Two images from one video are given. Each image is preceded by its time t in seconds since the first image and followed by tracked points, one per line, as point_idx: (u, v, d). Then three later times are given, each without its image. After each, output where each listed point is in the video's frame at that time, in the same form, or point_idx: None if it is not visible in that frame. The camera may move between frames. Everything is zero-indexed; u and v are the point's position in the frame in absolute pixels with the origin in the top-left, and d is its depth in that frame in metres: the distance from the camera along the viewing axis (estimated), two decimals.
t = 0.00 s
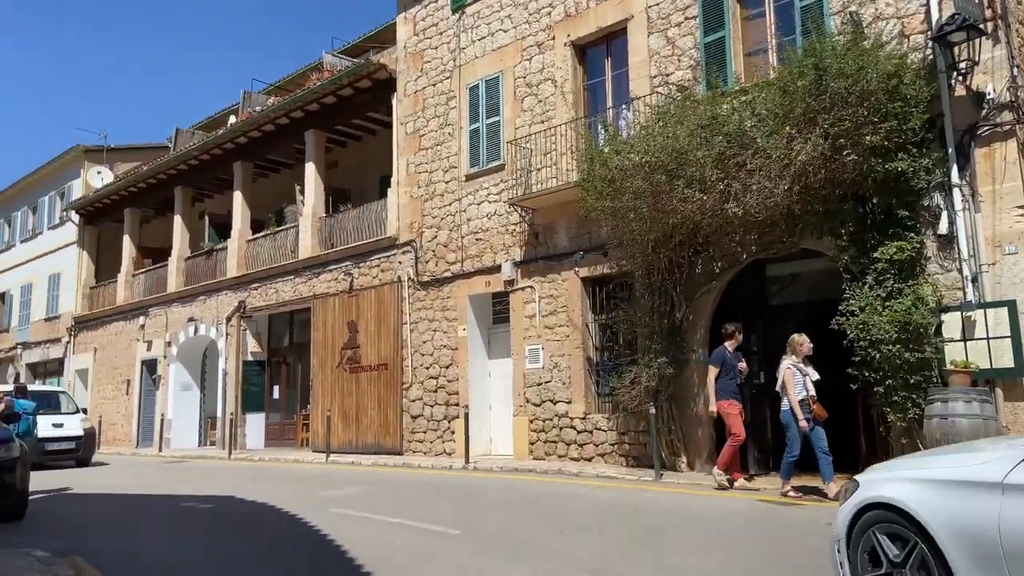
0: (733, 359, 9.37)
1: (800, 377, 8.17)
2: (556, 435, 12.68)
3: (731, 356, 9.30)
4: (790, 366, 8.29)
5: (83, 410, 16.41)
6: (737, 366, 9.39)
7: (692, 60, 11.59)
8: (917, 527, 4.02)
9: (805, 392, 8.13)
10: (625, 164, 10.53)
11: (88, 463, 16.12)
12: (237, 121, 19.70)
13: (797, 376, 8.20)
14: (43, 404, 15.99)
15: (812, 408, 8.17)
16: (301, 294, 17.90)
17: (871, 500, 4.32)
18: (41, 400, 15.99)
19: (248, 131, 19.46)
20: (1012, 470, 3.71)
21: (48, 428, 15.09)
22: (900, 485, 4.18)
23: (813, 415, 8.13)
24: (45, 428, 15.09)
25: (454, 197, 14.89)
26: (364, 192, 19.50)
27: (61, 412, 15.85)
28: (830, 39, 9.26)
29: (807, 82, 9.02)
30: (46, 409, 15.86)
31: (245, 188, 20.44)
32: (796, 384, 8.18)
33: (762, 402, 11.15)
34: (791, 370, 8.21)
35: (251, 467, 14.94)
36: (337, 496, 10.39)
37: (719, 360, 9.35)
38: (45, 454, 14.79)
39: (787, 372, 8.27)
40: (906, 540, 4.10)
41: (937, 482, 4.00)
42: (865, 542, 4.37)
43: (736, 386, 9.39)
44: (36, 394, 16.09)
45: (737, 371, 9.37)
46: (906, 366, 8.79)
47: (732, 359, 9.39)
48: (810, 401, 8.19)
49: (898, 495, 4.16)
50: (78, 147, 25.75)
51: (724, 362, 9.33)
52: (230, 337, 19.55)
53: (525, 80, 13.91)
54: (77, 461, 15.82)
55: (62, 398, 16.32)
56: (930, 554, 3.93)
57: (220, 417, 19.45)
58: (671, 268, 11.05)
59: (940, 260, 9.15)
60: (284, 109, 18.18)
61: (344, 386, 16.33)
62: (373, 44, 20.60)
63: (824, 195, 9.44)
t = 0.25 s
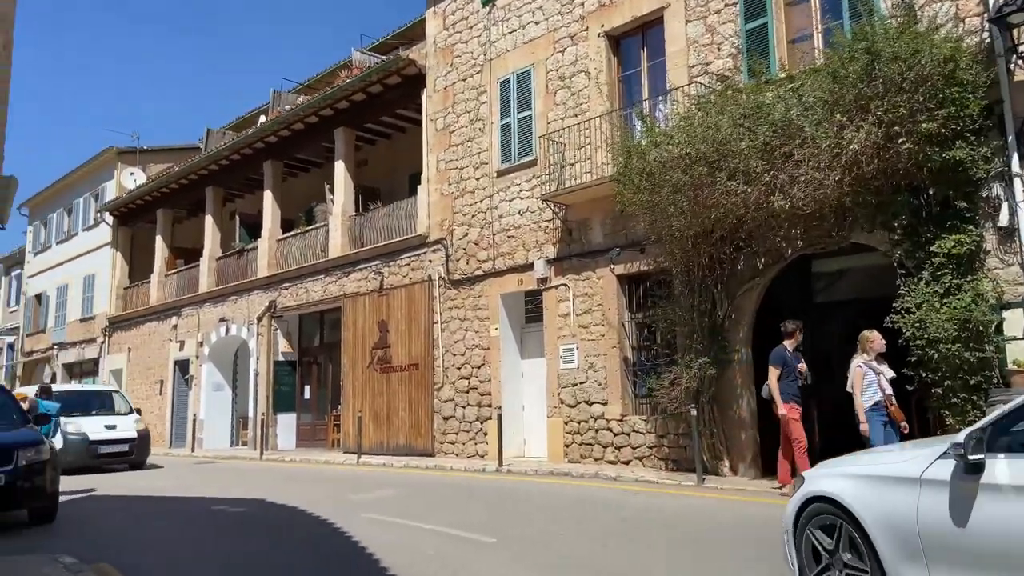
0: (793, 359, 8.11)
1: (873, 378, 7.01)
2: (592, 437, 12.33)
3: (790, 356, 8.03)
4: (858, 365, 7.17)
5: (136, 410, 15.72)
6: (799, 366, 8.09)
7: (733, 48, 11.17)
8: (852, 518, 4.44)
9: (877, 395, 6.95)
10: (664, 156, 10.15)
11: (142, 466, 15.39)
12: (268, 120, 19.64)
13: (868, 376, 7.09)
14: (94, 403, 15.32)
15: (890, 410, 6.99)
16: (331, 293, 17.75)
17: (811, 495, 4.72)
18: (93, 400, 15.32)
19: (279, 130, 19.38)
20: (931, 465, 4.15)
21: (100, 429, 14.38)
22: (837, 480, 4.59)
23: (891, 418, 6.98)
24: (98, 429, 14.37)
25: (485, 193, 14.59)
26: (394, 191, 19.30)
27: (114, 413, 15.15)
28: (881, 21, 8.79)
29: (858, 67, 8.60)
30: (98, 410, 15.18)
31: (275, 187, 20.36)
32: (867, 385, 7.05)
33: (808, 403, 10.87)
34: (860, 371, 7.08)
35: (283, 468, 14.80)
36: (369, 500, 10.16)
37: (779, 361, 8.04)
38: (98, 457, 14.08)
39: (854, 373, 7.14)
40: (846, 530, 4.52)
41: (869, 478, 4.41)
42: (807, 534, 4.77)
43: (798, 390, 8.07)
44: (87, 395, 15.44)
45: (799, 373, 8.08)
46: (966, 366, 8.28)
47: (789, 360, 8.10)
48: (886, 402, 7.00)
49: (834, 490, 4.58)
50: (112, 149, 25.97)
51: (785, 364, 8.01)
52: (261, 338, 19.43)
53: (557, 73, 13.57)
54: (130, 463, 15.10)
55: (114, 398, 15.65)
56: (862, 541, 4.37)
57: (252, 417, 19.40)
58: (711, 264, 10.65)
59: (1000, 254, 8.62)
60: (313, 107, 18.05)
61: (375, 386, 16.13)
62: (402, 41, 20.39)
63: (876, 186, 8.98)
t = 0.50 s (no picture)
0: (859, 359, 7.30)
1: (954, 373, 6.49)
2: (631, 437, 11.97)
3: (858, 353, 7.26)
4: (936, 360, 6.62)
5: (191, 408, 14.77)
6: (865, 364, 7.30)
7: (777, 34, 10.76)
8: (819, 508, 4.73)
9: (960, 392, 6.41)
10: (707, 146, 9.78)
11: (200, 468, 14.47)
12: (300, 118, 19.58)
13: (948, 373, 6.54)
14: (149, 401, 14.44)
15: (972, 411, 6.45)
16: (364, 291, 17.61)
17: (783, 487, 5.02)
18: (147, 398, 14.42)
19: (310, 128, 19.30)
20: (887, 458, 4.44)
21: (155, 429, 13.46)
22: (806, 473, 4.88)
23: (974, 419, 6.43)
24: (152, 429, 13.45)
25: (518, 188, 14.29)
26: (426, 188, 19.11)
27: (170, 412, 14.23)
28: None
29: (916, 48, 8.09)
30: (153, 408, 14.27)
31: (307, 186, 20.30)
32: (948, 382, 6.50)
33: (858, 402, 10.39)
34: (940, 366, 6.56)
35: (317, 468, 14.68)
36: (405, 501, 9.93)
37: (846, 359, 7.21)
38: (153, 458, 13.17)
39: (933, 369, 6.59)
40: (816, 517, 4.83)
41: (834, 470, 4.69)
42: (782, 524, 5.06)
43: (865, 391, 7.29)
44: (141, 392, 14.55)
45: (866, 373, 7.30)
46: None
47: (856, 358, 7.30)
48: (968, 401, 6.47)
49: (803, 482, 4.87)
50: (147, 150, 26.18)
51: (853, 362, 7.22)
52: (294, 336, 19.38)
53: (593, 64, 13.23)
54: (188, 465, 14.16)
55: (169, 396, 14.76)
56: (828, 529, 4.68)
57: (285, 416, 19.35)
58: (757, 258, 10.25)
59: None
60: (345, 104, 17.93)
61: (409, 385, 15.93)
62: (433, 36, 20.19)
63: (934, 173, 8.50)
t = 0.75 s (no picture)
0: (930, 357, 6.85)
1: None
2: (672, 438, 11.60)
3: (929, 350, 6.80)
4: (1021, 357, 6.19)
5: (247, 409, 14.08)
6: (936, 360, 6.86)
7: (825, 19, 10.33)
8: (805, 502, 4.96)
9: None
10: (753, 135, 9.38)
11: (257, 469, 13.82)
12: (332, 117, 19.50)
13: None
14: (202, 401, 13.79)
15: None
16: (397, 290, 17.44)
17: (773, 483, 5.25)
18: (201, 398, 13.77)
19: (342, 126, 19.20)
20: (867, 455, 4.64)
21: (209, 430, 12.79)
22: (793, 470, 5.11)
23: None
24: (206, 429, 12.78)
25: (553, 183, 13.98)
26: (459, 185, 18.89)
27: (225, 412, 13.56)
28: None
29: (978, 28, 7.54)
30: (207, 408, 13.62)
31: (339, 185, 20.21)
32: None
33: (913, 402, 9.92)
34: None
35: (352, 469, 14.54)
36: (440, 504, 9.69)
37: (917, 356, 6.75)
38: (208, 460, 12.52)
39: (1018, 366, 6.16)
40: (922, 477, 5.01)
41: (819, 467, 4.92)
42: (771, 516, 5.30)
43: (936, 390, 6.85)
44: (194, 391, 13.89)
45: (938, 370, 6.86)
46: None
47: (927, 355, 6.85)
48: None
49: (791, 479, 5.10)
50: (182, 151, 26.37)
51: (926, 359, 6.75)
52: (328, 336, 19.32)
53: (629, 55, 12.87)
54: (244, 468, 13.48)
55: (223, 394, 14.10)
56: (813, 523, 4.91)
57: (319, 416, 19.28)
58: (805, 253, 9.82)
59: None
60: (377, 102, 17.78)
61: (443, 384, 15.72)
62: (465, 32, 19.97)
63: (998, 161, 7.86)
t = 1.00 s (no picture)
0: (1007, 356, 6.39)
1: None
2: (716, 441, 11.20)
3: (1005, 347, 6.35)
4: None
5: (305, 409, 12.99)
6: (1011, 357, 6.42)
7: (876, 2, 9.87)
8: (807, 499, 5.21)
9: None
10: (805, 124, 8.98)
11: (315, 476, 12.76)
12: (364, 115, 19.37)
13: None
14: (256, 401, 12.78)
15: None
16: (430, 289, 17.24)
17: (775, 481, 5.51)
18: (255, 398, 12.72)
19: (374, 125, 19.05)
20: (864, 454, 4.85)
21: (263, 433, 11.75)
22: (796, 468, 5.35)
23: None
24: (260, 432, 11.75)
25: (589, 179, 13.65)
26: (492, 182, 18.60)
27: (281, 413, 12.53)
28: None
29: None
30: (262, 409, 12.60)
31: (372, 184, 20.07)
32: None
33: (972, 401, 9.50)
34: None
35: (387, 470, 14.35)
36: (477, 508, 9.44)
37: (992, 354, 6.30)
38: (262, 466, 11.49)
39: None
40: None
41: (820, 466, 5.16)
42: (776, 512, 5.55)
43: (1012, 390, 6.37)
44: (247, 390, 12.90)
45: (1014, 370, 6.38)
46: None
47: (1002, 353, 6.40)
48: None
49: (793, 477, 5.35)
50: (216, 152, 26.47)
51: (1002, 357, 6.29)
52: (361, 336, 19.21)
53: (668, 45, 12.49)
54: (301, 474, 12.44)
55: (278, 394, 13.08)
56: (813, 518, 5.17)
57: (353, 416, 19.16)
58: (857, 247, 9.37)
59: None
60: (409, 99, 17.59)
61: (477, 384, 15.46)
62: (497, 28, 19.70)
63: None
